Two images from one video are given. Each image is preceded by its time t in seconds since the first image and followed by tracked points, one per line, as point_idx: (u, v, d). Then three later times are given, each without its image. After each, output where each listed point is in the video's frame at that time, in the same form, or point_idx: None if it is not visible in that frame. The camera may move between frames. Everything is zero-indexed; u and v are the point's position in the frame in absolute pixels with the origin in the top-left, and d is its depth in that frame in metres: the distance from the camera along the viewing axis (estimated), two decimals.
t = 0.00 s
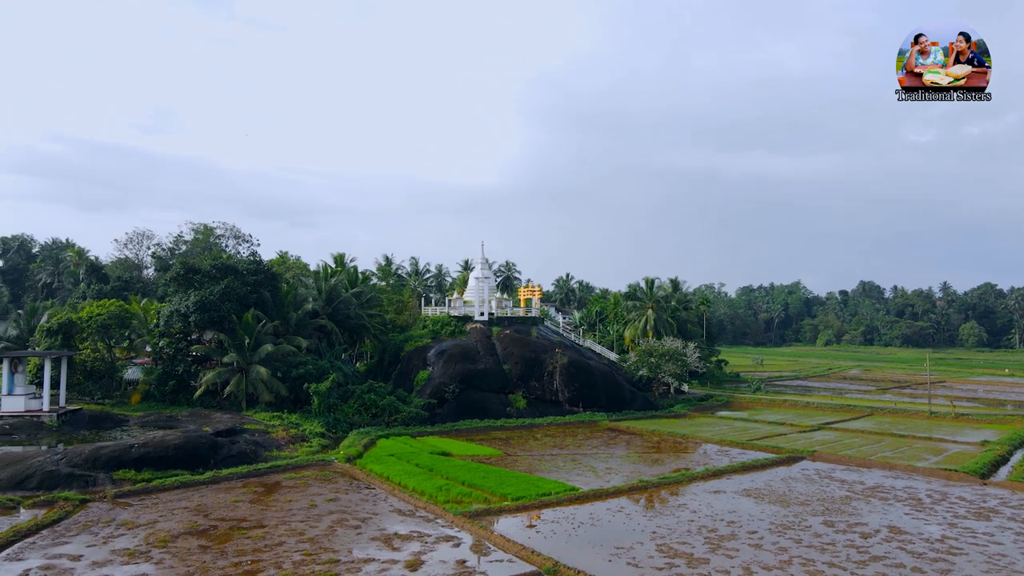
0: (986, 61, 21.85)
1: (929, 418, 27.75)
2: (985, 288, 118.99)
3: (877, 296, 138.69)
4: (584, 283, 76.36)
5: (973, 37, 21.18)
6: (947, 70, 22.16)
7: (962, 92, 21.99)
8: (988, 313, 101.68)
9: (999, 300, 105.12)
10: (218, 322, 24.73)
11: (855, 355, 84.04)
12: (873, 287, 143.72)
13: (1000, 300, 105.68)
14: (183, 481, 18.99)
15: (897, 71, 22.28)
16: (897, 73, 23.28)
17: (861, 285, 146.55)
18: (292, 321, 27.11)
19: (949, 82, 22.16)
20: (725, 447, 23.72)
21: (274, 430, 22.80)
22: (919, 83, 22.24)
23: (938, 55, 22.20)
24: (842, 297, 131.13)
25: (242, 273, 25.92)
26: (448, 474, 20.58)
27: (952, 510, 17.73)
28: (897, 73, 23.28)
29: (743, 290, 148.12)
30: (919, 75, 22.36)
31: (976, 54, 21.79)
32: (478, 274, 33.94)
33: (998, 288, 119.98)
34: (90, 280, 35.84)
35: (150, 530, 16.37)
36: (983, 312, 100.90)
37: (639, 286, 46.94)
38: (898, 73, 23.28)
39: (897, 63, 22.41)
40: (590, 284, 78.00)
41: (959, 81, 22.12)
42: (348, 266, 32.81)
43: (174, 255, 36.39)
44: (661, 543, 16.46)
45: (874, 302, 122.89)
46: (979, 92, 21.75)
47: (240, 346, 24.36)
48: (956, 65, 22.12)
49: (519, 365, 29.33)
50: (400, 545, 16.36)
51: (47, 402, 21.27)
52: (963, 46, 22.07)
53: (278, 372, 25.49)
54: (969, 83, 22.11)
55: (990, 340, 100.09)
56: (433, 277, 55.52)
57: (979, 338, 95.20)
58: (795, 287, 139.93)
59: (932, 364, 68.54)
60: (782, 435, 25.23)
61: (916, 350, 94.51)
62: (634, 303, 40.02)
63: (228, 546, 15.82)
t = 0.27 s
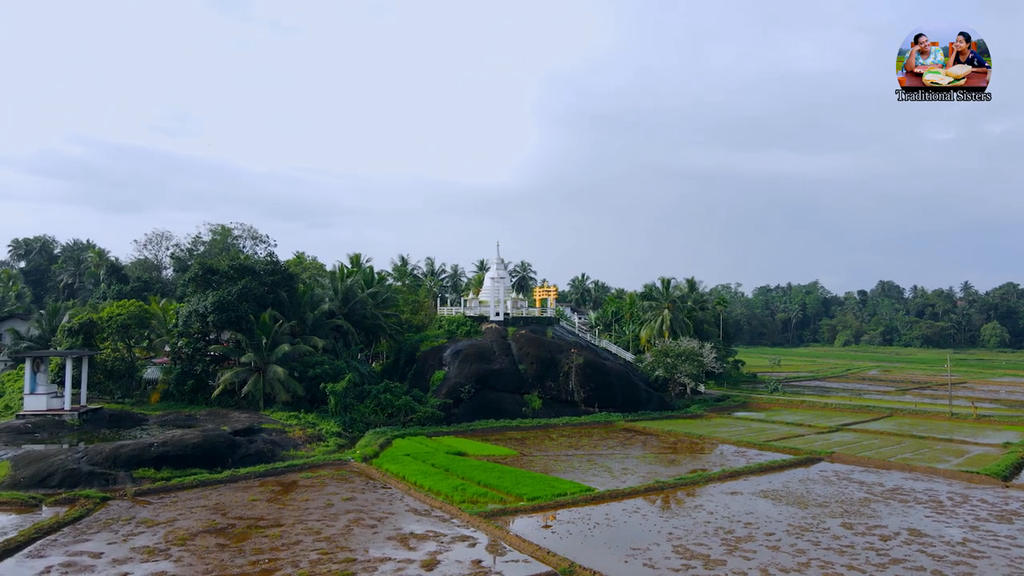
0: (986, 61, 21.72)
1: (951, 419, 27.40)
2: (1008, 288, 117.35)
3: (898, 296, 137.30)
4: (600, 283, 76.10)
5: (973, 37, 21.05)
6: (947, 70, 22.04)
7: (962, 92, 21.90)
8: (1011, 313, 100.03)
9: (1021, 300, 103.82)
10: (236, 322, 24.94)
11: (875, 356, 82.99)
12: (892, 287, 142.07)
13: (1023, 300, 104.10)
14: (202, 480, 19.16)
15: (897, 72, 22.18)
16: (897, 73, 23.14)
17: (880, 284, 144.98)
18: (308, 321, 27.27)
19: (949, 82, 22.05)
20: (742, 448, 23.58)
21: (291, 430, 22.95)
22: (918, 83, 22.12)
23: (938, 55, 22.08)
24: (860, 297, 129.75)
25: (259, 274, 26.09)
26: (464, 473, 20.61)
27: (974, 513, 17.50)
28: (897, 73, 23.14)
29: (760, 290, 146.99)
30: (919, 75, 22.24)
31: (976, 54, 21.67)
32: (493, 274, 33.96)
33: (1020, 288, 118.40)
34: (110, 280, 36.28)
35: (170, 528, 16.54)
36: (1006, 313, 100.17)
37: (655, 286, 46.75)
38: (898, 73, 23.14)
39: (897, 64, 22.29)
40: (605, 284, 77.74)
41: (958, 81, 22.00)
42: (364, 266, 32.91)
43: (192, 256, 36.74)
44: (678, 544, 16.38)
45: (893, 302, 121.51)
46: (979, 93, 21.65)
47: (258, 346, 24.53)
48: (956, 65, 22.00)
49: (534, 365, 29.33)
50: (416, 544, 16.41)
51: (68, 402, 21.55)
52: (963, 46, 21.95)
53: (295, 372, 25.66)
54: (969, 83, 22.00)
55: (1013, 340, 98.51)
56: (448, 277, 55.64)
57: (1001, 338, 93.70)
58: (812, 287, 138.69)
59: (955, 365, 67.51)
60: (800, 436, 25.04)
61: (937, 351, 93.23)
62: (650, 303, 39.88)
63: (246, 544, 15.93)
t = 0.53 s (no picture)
0: (986, 61, 21.64)
1: (971, 421, 27.06)
2: None
3: (916, 296, 135.77)
4: (615, 283, 75.85)
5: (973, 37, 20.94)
6: (947, 70, 21.94)
7: (962, 92, 21.81)
8: None
9: None
10: (252, 322, 25.11)
11: (895, 356, 81.94)
12: (910, 287, 140.49)
13: None
14: (219, 479, 19.30)
15: (897, 72, 22.07)
16: (896, 73, 23.03)
17: (898, 284, 143.45)
18: (324, 321, 27.41)
19: (949, 82, 21.95)
20: (759, 449, 23.44)
21: (307, 429, 23.07)
22: (919, 83, 22.01)
23: (938, 55, 21.98)
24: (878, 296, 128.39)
25: (276, 274, 26.28)
26: (479, 473, 20.63)
27: (994, 515, 17.28)
28: (897, 73, 23.03)
29: (775, 290, 145.85)
30: (919, 75, 22.13)
31: (976, 54, 21.58)
32: (508, 274, 33.96)
33: None
34: (129, 280, 36.64)
35: (188, 526, 16.68)
36: None
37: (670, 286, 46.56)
38: (898, 73, 23.03)
39: (897, 63, 22.18)
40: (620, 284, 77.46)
41: (958, 81, 21.90)
42: (379, 266, 32.99)
43: (209, 256, 37.03)
44: (693, 545, 16.30)
45: (912, 302, 120.12)
46: (979, 93, 21.55)
47: (274, 346, 24.70)
48: (957, 64, 21.88)
49: (549, 365, 29.31)
50: (431, 544, 16.44)
51: (88, 400, 21.79)
52: (963, 46, 21.86)
53: (311, 372, 25.81)
54: (968, 83, 21.90)
55: None
56: (463, 277, 55.71)
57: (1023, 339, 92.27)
58: (829, 287, 137.47)
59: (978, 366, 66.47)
60: (818, 437, 24.85)
61: (957, 351, 91.99)
62: (665, 303, 39.74)
63: (263, 543, 16.04)
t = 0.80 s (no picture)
0: (986, 61, 21.59)
1: (996, 423, 26.66)
2: None
3: (939, 295, 133.81)
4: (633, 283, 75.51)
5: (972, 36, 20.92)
6: (947, 70, 21.89)
7: (962, 92, 21.73)
8: None
9: None
10: (271, 322, 25.36)
11: (919, 357, 80.67)
12: (932, 287, 138.51)
13: None
14: (239, 477, 19.47)
15: (896, 71, 22.03)
16: (897, 73, 23.00)
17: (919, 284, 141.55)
18: (342, 321, 27.57)
19: (949, 82, 21.89)
20: (778, 451, 23.27)
21: (325, 428, 23.22)
22: (919, 83, 21.95)
23: (938, 55, 21.93)
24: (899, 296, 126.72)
25: (294, 275, 26.57)
26: (496, 473, 20.65)
27: (1020, 518, 17.01)
28: (898, 73, 23.00)
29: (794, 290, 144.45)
30: (919, 75, 22.08)
31: (977, 54, 21.56)
32: (525, 274, 33.96)
33: None
34: (151, 281, 37.08)
35: (208, 524, 16.84)
36: None
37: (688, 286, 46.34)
38: (899, 73, 23.00)
39: (897, 63, 22.15)
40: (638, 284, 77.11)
41: (958, 80, 21.83)
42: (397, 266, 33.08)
43: (229, 257, 37.39)
44: (712, 547, 16.19)
45: (934, 301, 118.39)
46: (979, 93, 21.49)
47: (293, 346, 24.92)
48: (957, 64, 21.86)
49: (566, 366, 29.29)
50: (449, 543, 16.47)
51: (111, 400, 22.08)
52: (963, 46, 21.82)
53: (329, 372, 25.96)
54: (969, 83, 21.83)
55: None
56: (480, 278, 55.81)
57: None
58: (850, 287, 135.94)
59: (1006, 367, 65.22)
60: (838, 439, 24.61)
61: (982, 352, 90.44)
62: (683, 303, 39.56)
63: (282, 541, 16.16)
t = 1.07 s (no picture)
0: (986, 61, 21.26)
1: (1021, 425, 26.25)
2: None
3: (962, 296, 131.83)
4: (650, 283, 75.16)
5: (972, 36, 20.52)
6: (947, 70, 21.56)
7: (962, 92, 21.42)
8: None
9: None
10: (290, 322, 25.53)
11: (943, 358, 79.43)
12: (954, 286, 136.55)
13: None
14: (258, 476, 19.62)
15: (896, 71, 21.68)
16: (897, 72, 22.65)
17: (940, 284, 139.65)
18: (359, 321, 27.68)
19: (949, 82, 21.56)
20: (797, 452, 23.08)
21: (343, 428, 23.33)
22: (919, 83, 21.61)
23: (938, 55, 21.60)
24: (919, 296, 125.07)
25: (312, 275, 26.66)
26: (513, 474, 20.66)
27: None
28: (898, 72, 22.65)
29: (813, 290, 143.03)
30: (919, 75, 21.75)
31: (976, 54, 21.18)
32: (541, 274, 33.92)
33: None
34: (171, 281, 37.46)
35: (227, 523, 16.99)
36: None
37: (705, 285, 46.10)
38: (899, 72, 22.65)
39: (896, 63, 21.80)
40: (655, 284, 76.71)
41: (959, 81, 21.51)
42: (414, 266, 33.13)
43: (248, 258, 37.69)
44: (730, 548, 16.08)
45: (956, 301, 116.65)
46: (978, 93, 21.12)
47: (310, 346, 25.06)
48: (956, 64, 21.49)
49: (583, 366, 29.26)
50: (466, 543, 16.50)
51: (132, 399, 22.33)
52: (963, 46, 21.49)
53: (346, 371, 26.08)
54: (969, 83, 21.50)
55: None
56: (496, 278, 55.85)
57: None
58: (870, 287, 134.40)
59: None
60: (858, 440, 24.37)
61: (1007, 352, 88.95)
62: (700, 303, 39.36)
63: (300, 540, 16.26)
